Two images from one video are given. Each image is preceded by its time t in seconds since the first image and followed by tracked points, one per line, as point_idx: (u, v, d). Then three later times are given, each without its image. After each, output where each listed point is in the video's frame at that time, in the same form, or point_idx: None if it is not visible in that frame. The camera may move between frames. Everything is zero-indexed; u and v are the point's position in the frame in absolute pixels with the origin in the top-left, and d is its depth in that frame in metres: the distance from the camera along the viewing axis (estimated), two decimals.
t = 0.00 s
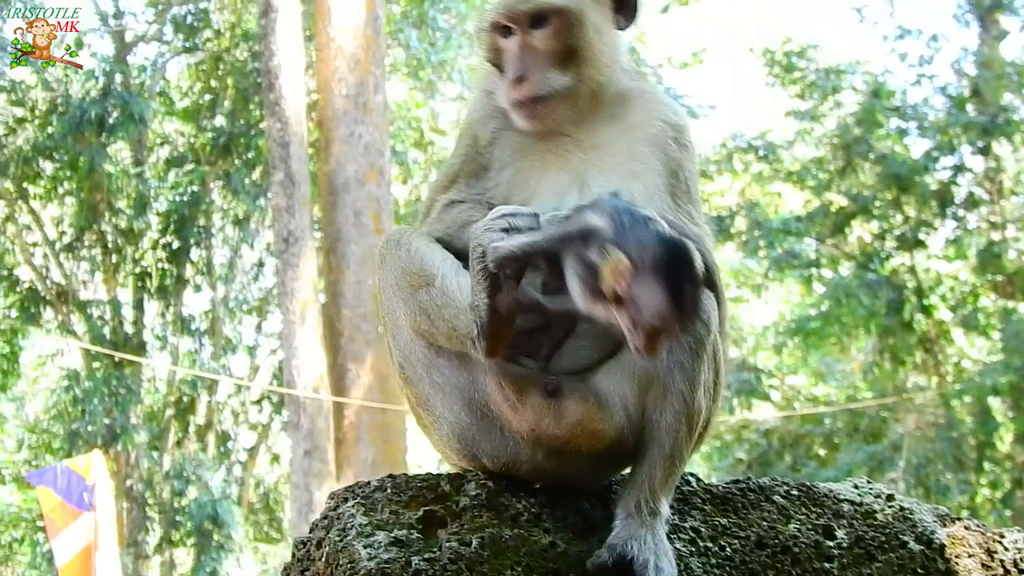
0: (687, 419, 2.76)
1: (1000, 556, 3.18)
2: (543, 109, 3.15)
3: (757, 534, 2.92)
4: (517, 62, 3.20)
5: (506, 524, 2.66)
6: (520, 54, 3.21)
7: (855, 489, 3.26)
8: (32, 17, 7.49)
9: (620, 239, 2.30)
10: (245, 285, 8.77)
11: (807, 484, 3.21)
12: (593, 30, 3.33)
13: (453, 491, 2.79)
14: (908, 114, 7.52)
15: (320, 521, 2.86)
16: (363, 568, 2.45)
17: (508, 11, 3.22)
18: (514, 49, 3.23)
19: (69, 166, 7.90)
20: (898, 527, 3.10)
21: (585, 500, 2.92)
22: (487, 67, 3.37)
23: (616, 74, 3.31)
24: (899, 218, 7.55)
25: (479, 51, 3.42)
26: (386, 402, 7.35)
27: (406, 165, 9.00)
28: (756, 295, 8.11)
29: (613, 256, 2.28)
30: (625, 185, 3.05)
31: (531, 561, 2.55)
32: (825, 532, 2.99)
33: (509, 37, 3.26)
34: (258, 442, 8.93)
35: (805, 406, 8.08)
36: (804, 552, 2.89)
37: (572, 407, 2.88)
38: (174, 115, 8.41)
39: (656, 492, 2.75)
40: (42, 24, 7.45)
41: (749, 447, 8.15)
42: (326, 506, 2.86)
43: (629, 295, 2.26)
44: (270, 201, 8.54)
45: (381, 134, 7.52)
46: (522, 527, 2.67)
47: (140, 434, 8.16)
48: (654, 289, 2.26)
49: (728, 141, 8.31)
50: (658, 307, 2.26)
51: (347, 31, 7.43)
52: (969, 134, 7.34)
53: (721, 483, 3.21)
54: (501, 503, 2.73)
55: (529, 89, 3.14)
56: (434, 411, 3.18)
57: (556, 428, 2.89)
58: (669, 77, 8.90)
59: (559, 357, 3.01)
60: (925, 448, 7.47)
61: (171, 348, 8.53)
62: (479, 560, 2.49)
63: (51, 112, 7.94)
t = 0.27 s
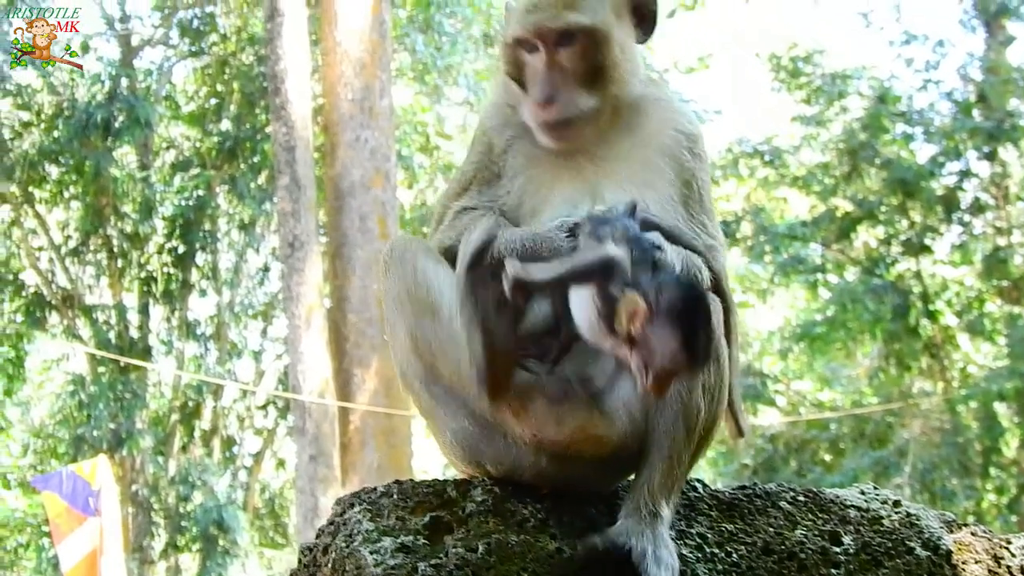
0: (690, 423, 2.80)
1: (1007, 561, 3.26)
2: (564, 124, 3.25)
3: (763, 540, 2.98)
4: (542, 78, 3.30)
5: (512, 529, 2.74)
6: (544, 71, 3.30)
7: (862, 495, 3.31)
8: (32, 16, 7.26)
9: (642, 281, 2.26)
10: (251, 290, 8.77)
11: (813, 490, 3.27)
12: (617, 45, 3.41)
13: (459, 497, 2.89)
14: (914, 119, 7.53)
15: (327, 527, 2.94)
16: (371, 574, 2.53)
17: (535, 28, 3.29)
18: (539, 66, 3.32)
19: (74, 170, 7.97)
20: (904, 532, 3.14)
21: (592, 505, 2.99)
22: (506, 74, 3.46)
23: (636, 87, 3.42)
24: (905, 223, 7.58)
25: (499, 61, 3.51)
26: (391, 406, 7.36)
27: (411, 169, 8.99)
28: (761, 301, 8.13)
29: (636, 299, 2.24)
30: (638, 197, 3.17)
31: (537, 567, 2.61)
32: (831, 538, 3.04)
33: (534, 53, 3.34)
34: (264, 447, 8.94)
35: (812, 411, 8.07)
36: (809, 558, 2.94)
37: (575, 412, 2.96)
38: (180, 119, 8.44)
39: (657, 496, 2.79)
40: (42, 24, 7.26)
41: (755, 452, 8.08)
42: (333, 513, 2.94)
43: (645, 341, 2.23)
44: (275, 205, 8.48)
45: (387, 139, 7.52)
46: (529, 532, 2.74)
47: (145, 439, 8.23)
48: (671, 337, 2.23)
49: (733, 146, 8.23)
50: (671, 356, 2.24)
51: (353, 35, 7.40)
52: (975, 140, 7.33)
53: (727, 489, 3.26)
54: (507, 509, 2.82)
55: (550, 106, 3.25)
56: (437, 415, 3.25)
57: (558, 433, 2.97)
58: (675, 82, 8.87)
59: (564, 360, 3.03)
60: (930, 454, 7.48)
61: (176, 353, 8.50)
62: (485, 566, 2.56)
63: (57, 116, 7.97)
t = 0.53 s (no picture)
0: (689, 431, 2.94)
1: (1014, 566, 3.34)
2: (578, 136, 3.33)
3: (769, 545, 3.11)
4: (559, 93, 3.41)
5: (519, 534, 2.85)
6: (561, 86, 3.42)
7: (869, 501, 3.45)
8: (32, 16, 7.19)
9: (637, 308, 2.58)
10: (257, 294, 8.76)
11: (820, 497, 3.42)
12: (635, 60, 3.50)
13: (465, 503, 3.04)
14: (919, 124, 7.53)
15: (335, 532, 3.07)
16: None
17: (555, 44, 3.39)
18: (556, 81, 3.44)
19: (80, 174, 8.01)
20: (910, 538, 3.26)
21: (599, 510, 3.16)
22: (520, 84, 3.57)
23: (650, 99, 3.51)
24: (911, 228, 7.57)
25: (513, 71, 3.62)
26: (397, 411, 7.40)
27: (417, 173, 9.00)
28: (767, 306, 8.00)
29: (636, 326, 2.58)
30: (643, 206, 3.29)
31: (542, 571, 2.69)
32: (837, 543, 3.17)
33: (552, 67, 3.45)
34: (269, 451, 8.90)
35: (818, 416, 8.06)
36: (815, 564, 3.05)
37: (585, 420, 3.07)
38: (185, 124, 8.44)
39: (658, 499, 2.98)
40: (42, 24, 7.18)
41: (760, 457, 8.06)
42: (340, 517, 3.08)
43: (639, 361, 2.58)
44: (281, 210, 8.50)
45: (393, 143, 7.52)
46: (536, 536, 2.84)
47: (151, 443, 8.22)
48: (665, 362, 2.56)
49: (739, 151, 8.27)
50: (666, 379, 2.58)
51: (358, 40, 7.41)
52: (981, 145, 7.35)
53: (734, 495, 3.41)
54: (513, 513, 2.93)
55: (566, 119, 3.35)
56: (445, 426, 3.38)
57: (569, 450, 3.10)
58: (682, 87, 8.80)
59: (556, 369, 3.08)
60: (936, 458, 7.48)
61: (182, 358, 8.54)
62: (490, 570, 2.66)
63: (63, 121, 8.00)
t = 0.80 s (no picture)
0: (689, 430, 2.97)
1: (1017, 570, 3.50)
2: (588, 151, 3.48)
3: (775, 549, 3.19)
4: (572, 107, 3.55)
5: (524, 539, 2.95)
6: (572, 100, 3.54)
7: (873, 506, 3.60)
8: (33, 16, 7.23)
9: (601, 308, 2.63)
10: (262, 299, 8.81)
11: (825, 504, 3.54)
12: (643, 69, 3.61)
13: (469, 508, 3.20)
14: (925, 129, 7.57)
15: (341, 537, 3.18)
16: None
17: (568, 59, 3.48)
18: (567, 94, 3.55)
19: (85, 179, 8.07)
20: (916, 543, 3.40)
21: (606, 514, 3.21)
22: (525, 91, 3.70)
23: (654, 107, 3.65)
24: (916, 233, 7.60)
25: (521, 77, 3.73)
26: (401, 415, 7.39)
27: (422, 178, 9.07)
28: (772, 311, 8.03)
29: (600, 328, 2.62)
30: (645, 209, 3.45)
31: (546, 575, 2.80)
32: (843, 548, 3.27)
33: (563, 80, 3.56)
34: (274, 455, 8.96)
35: (822, 420, 8.08)
36: (821, 567, 3.15)
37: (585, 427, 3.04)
38: (191, 129, 8.50)
39: (661, 501, 3.00)
40: (42, 24, 7.21)
41: (765, 462, 8.05)
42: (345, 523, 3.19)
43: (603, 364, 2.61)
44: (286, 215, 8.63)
45: (398, 148, 7.53)
46: (540, 541, 2.95)
47: (156, 447, 8.35)
48: (636, 367, 2.86)
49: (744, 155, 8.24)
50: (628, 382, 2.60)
51: (364, 44, 7.41)
52: (985, 150, 7.38)
53: (739, 500, 3.51)
54: (518, 518, 3.05)
55: (580, 134, 3.50)
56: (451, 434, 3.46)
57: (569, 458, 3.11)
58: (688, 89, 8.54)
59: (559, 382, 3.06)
60: (940, 463, 7.48)
61: (187, 362, 8.60)
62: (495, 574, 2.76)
63: (68, 126, 8.04)
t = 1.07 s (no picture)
0: (693, 434, 3.04)
1: None
2: (593, 157, 3.53)
3: (782, 556, 3.22)
4: (579, 115, 3.59)
5: (531, 545, 3.02)
6: (579, 108, 3.60)
7: (881, 514, 3.63)
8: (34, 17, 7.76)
9: (580, 297, 2.83)
10: (269, 305, 8.86)
11: (830, 509, 3.60)
12: (647, 79, 3.69)
13: (476, 513, 3.27)
14: (932, 136, 7.57)
15: (349, 543, 3.29)
16: None
17: (575, 69, 3.56)
18: (574, 102, 3.61)
19: (92, 185, 8.02)
20: (922, 549, 3.39)
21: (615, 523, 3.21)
22: (529, 97, 3.75)
23: (656, 115, 3.70)
24: (922, 241, 7.61)
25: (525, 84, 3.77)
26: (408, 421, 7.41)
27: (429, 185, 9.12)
28: (778, 317, 8.26)
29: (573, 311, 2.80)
30: (646, 215, 3.50)
31: None
32: (851, 555, 3.29)
33: (568, 88, 3.62)
34: (281, 461, 9.03)
35: (829, 427, 8.09)
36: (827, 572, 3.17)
37: (598, 437, 3.08)
38: (198, 135, 8.59)
39: (667, 505, 3.08)
40: (42, 24, 7.71)
41: (772, 468, 8.11)
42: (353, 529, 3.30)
43: (574, 343, 2.79)
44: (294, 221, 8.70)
45: (406, 154, 7.54)
46: (547, 547, 3.01)
47: (163, 453, 8.24)
48: (595, 341, 2.77)
49: (752, 162, 8.40)
50: (598, 358, 2.78)
51: (371, 50, 7.43)
52: (993, 157, 7.33)
53: (747, 508, 3.57)
54: (526, 525, 3.11)
55: (586, 141, 3.54)
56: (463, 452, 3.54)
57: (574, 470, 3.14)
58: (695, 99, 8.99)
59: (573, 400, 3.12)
60: (947, 469, 7.45)
61: (195, 368, 8.56)
62: None
63: (74, 132, 8.05)
